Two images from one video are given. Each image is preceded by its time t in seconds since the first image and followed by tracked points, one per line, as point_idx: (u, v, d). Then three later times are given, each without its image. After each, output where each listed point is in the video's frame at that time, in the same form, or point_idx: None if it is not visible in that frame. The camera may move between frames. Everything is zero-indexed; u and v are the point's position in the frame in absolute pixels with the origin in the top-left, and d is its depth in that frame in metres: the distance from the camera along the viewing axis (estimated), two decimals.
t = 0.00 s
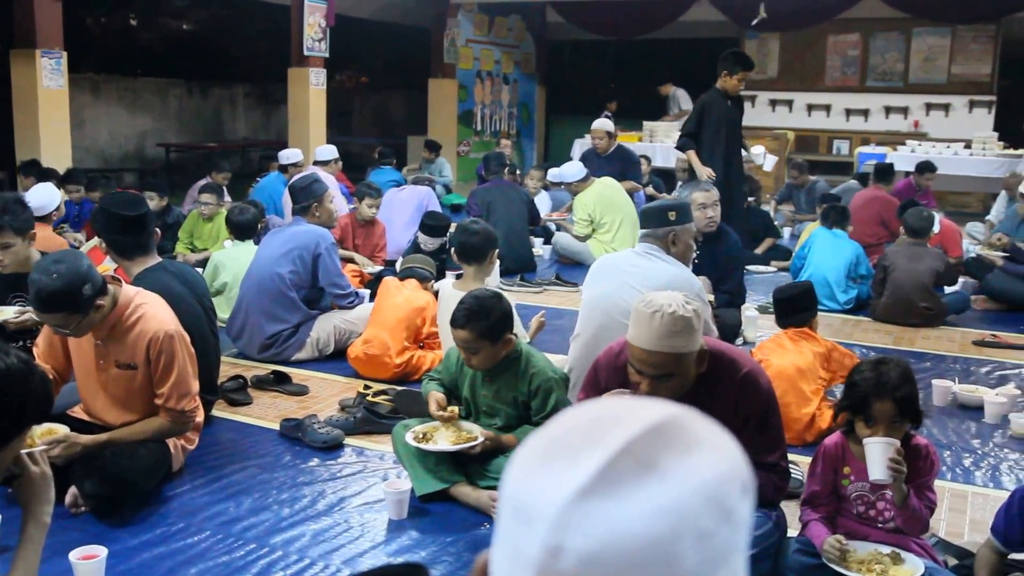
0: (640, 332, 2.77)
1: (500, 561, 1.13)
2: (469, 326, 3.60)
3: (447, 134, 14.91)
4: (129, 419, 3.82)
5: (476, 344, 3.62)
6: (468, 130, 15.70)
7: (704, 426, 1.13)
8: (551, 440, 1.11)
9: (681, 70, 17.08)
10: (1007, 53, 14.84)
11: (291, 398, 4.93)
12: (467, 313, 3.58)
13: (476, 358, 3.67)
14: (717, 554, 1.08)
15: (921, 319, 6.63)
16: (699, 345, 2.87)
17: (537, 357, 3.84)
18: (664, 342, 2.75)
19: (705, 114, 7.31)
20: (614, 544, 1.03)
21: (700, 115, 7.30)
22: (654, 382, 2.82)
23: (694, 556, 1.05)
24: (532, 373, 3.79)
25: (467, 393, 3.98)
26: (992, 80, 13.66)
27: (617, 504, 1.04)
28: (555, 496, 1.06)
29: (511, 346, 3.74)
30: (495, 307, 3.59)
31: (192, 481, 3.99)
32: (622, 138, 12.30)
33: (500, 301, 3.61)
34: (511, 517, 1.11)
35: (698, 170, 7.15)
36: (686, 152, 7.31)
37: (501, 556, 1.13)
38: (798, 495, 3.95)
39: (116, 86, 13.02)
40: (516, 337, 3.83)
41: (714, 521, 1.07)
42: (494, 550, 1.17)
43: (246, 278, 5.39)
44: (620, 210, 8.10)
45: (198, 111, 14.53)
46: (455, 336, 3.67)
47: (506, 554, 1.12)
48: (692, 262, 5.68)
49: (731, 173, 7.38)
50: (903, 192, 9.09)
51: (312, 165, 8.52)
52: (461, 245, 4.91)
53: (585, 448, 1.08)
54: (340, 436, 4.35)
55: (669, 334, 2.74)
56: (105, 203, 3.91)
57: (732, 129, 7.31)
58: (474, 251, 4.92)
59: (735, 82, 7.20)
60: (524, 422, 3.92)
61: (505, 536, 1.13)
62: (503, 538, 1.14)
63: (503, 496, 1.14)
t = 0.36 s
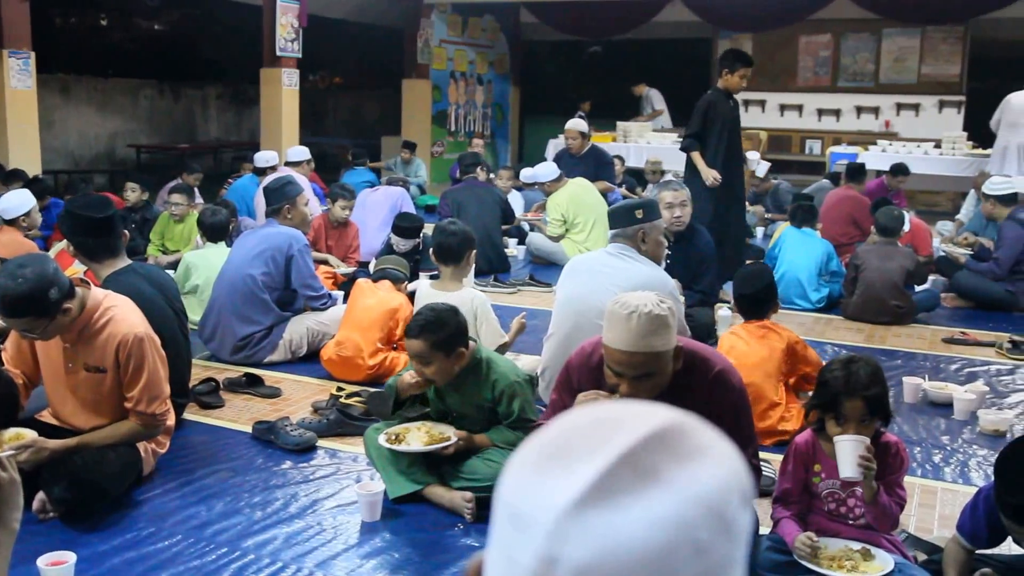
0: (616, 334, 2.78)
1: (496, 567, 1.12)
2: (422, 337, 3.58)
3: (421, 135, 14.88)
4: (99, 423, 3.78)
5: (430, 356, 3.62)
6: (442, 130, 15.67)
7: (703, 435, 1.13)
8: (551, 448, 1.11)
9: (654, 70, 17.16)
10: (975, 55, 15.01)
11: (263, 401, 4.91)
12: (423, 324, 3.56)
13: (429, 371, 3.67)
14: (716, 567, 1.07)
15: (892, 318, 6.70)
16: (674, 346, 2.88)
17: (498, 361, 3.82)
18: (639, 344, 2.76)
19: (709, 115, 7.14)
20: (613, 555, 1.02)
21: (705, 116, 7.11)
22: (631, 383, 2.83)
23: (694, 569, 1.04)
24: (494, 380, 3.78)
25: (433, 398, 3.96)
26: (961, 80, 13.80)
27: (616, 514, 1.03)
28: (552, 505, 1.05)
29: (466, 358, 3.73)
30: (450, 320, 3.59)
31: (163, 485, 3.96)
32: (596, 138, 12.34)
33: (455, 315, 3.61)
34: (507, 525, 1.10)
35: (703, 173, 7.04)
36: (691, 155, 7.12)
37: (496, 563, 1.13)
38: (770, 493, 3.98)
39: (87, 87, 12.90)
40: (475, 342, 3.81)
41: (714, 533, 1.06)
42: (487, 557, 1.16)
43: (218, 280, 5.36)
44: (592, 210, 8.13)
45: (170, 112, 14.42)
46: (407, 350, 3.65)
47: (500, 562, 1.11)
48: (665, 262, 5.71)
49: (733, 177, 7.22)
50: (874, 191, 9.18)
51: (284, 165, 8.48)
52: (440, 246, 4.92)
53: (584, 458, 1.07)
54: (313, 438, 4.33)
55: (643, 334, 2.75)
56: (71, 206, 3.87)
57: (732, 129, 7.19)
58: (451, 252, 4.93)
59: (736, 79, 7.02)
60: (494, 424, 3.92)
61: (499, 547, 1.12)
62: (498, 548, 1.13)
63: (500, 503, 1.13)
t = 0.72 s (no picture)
0: (589, 334, 2.78)
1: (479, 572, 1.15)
2: (387, 346, 3.58)
3: (395, 136, 14.84)
4: (67, 428, 3.74)
5: (395, 365, 3.62)
6: (416, 131, 15.62)
7: (680, 436, 1.19)
8: (538, 453, 1.16)
9: (628, 72, 17.22)
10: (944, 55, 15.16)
11: (235, 403, 4.89)
12: (386, 334, 3.57)
13: (397, 380, 3.68)
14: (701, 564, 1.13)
15: (863, 316, 6.76)
16: (647, 345, 2.89)
17: (468, 362, 3.82)
18: (612, 345, 2.77)
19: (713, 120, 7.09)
20: (610, 555, 1.07)
21: (708, 120, 7.07)
22: (605, 384, 2.84)
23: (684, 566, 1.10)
24: (464, 381, 3.79)
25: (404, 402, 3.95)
26: (930, 81, 13.96)
27: (607, 517, 1.08)
28: (545, 509, 1.10)
29: (434, 363, 3.72)
30: (412, 327, 3.58)
31: (133, 490, 3.93)
32: (570, 139, 12.36)
33: (418, 321, 3.60)
34: (495, 530, 1.14)
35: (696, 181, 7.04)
36: (691, 159, 7.10)
37: (479, 567, 1.16)
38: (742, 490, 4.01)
39: (57, 89, 12.68)
40: (443, 344, 3.81)
41: (701, 531, 1.12)
42: (467, 562, 1.19)
43: (189, 281, 5.33)
44: (564, 209, 8.15)
45: (141, 113, 14.27)
46: (374, 357, 3.64)
47: (486, 566, 1.14)
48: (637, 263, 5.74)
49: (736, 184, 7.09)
50: (845, 189, 9.23)
51: (257, 167, 8.43)
52: (420, 247, 4.92)
53: (574, 462, 1.12)
54: (285, 440, 4.32)
55: (617, 335, 2.76)
56: (38, 208, 3.83)
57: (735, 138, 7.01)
58: (433, 253, 4.92)
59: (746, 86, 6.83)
60: (466, 425, 3.92)
61: (485, 550, 1.16)
62: (484, 551, 1.16)
63: (484, 509, 1.17)
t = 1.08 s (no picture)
0: (561, 332, 2.77)
1: (429, 557, 1.07)
2: (362, 345, 3.58)
3: (368, 137, 14.81)
4: (34, 433, 3.69)
5: (371, 364, 3.61)
6: (390, 132, 15.57)
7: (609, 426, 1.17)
8: (479, 427, 1.11)
9: (602, 72, 17.27)
10: (913, 56, 15.32)
11: (207, 406, 4.86)
12: (360, 332, 3.56)
13: (373, 379, 3.67)
14: (647, 525, 1.09)
15: (835, 314, 6.82)
16: (619, 343, 2.89)
17: (442, 362, 3.82)
18: (584, 342, 2.76)
19: (740, 120, 6.57)
20: (572, 494, 1.02)
21: (736, 118, 6.55)
22: (579, 382, 2.84)
23: (636, 516, 1.06)
24: (438, 381, 3.78)
25: (378, 404, 3.93)
26: (901, 81, 14.09)
27: (563, 467, 1.04)
28: (505, 459, 1.04)
29: (408, 362, 3.72)
30: (386, 325, 3.58)
31: (102, 495, 3.90)
32: (544, 139, 12.38)
33: (392, 319, 3.60)
34: (446, 499, 1.06)
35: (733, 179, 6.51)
36: (721, 160, 6.57)
37: (431, 546, 1.07)
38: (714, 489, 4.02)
39: (25, 89, 12.59)
40: (418, 345, 3.81)
41: (649, 493, 1.09)
42: (414, 556, 1.10)
43: (160, 284, 5.29)
44: (535, 208, 8.14)
45: (112, 114, 14.18)
46: (349, 356, 3.63)
47: (440, 540, 1.06)
48: (610, 263, 5.76)
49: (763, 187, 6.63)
50: (817, 188, 9.29)
51: (228, 168, 8.38)
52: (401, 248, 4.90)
53: (522, 430, 1.08)
54: (257, 443, 4.29)
55: (590, 332, 2.75)
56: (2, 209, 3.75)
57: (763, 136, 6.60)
58: (413, 255, 4.92)
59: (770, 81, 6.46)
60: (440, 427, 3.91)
61: (440, 518, 1.07)
62: (438, 521, 1.07)
63: (430, 491, 1.10)
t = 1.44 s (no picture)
0: (533, 325, 2.77)
1: (378, 555, 1.08)
2: (344, 338, 3.60)
3: (342, 138, 14.77)
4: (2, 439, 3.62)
5: (351, 355, 3.61)
6: (364, 133, 15.53)
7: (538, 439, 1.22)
8: (419, 431, 1.15)
9: (575, 72, 17.31)
10: (883, 57, 15.47)
11: (179, 410, 4.82)
12: (342, 324, 3.59)
13: (351, 371, 3.67)
14: (584, 519, 1.13)
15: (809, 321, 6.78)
16: (590, 338, 2.90)
17: (418, 362, 3.82)
18: (555, 336, 2.76)
19: (776, 124, 6.25)
20: (513, 474, 1.06)
21: (772, 122, 6.22)
22: (550, 377, 2.83)
23: (575, 499, 1.10)
24: (414, 381, 3.77)
25: (353, 405, 3.92)
26: (872, 81, 14.22)
27: (505, 453, 1.08)
28: (448, 450, 1.08)
29: (387, 359, 3.74)
30: (370, 319, 3.62)
31: (72, 501, 3.86)
32: (519, 139, 12.39)
33: (375, 313, 3.65)
34: (393, 495, 1.08)
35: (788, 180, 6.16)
36: (767, 164, 6.23)
37: (380, 543, 1.08)
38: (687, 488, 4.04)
39: None
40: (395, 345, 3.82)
41: (584, 487, 1.13)
42: (361, 559, 1.11)
43: (130, 287, 5.25)
44: (509, 207, 8.13)
45: (82, 115, 14.11)
46: (329, 349, 3.64)
47: (389, 534, 1.08)
48: (584, 264, 5.77)
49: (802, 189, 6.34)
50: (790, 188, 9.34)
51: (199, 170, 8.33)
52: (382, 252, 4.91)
53: (460, 431, 1.13)
54: (230, 447, 4.27)
55: (560, 326, 2.75)
56: None
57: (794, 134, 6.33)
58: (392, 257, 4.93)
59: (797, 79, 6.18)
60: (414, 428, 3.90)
61: (389, 510, 1.08)
62: (387, 512, 1.09)
63: (376, 493, 1.12)
